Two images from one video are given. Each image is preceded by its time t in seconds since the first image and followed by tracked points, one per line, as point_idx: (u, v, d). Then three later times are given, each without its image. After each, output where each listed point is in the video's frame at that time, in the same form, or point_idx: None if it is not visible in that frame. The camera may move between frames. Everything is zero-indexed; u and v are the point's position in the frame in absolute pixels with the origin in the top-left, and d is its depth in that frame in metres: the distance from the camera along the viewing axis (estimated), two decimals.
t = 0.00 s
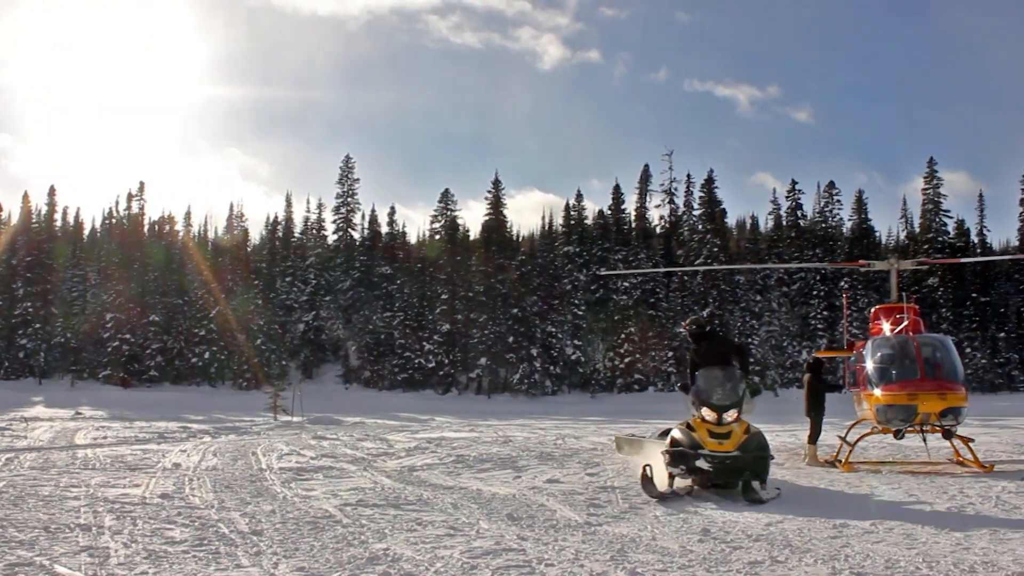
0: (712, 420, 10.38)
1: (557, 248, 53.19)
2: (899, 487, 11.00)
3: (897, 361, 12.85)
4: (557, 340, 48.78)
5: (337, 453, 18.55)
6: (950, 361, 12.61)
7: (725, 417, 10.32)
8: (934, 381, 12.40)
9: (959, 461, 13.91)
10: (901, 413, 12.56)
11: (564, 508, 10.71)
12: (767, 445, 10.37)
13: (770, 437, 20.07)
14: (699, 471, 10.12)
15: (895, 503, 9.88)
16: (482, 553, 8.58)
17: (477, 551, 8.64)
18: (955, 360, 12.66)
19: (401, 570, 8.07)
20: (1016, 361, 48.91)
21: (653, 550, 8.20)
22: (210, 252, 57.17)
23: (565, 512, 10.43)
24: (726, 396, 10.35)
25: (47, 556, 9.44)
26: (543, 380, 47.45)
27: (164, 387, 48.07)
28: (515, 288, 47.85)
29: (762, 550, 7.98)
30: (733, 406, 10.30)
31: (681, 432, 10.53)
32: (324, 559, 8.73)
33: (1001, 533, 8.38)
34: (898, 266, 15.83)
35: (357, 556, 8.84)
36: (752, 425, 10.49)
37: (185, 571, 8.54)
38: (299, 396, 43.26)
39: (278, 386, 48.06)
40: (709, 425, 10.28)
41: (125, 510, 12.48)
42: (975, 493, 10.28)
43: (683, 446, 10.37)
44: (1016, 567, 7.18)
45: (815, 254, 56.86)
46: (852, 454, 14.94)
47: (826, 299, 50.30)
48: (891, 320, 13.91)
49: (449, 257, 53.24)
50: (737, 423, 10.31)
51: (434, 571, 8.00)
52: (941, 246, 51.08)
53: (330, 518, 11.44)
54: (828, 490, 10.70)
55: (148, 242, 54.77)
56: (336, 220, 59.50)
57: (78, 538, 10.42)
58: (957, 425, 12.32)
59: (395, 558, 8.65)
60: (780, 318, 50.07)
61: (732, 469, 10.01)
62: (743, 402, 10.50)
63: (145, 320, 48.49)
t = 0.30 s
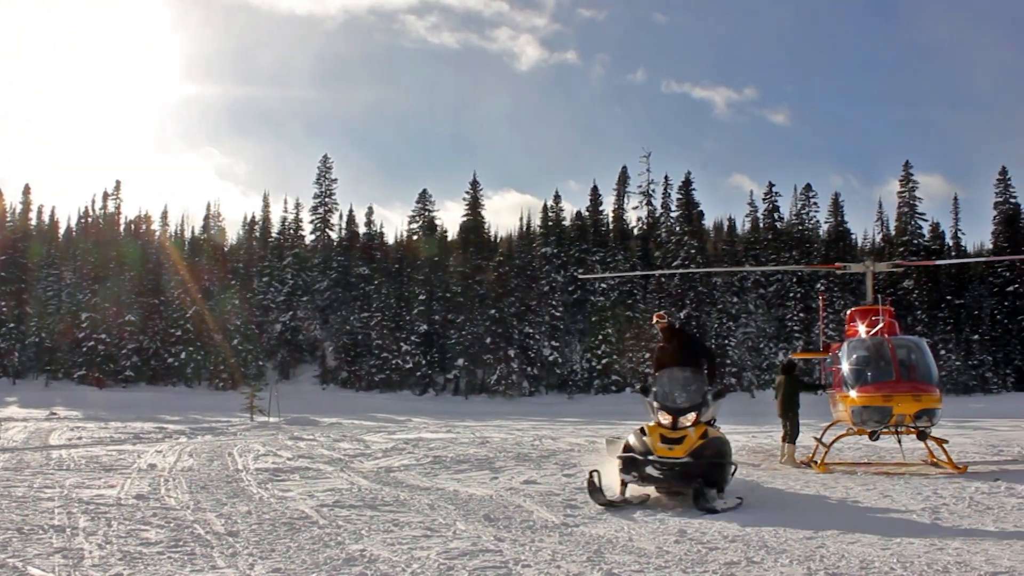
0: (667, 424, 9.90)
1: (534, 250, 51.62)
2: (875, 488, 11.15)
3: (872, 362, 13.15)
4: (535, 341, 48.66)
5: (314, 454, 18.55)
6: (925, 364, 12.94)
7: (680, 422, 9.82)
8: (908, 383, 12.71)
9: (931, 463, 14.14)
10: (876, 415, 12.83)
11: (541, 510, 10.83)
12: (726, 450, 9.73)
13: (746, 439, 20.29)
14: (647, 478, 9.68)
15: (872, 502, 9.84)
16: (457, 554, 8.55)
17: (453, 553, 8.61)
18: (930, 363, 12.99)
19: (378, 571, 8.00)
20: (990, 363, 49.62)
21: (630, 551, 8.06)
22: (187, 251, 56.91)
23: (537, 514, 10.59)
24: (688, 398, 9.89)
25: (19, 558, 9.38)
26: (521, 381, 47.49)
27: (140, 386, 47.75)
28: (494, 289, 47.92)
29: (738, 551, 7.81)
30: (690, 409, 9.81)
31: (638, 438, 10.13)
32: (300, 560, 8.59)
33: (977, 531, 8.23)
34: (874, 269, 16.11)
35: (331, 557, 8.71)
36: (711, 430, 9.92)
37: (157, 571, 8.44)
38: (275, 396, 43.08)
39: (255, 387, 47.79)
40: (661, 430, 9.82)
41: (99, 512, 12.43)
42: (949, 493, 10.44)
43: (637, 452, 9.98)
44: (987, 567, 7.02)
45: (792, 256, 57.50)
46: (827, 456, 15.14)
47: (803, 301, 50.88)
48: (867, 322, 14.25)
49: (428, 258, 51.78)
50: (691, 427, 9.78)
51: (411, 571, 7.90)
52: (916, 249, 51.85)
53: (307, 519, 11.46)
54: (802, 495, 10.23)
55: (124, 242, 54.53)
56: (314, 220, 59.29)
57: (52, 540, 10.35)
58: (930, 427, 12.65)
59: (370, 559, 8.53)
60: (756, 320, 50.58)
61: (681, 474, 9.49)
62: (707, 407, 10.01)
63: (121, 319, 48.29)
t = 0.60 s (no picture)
0: (617, 426, 9.51)
1: (516, 249, 52.70)
2: (854, 489, 11.43)
3: (851, 364, 13.39)
4: (517, 341, 48.90)
5: (295, 454, 18.58)
6: (903, 365, 13.18)
7: (629, 424, 9.42)
8: (887, 385, 12.92)
9: (909, 464, 14.48)
10: (855, 416, 13.08)
11: (521, 510, 10.96)
12: (678, 454, 9.28)
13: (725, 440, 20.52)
14: (590, 483, 9.28)
15: (852, 502, 10.00)
16: (439, 554, 8.61)
17: (434, 554, 8.66)
18: (908, 364, 13.24)
19: (357, 573, 7.99)
20: (967, 364, 50.30)
21: (609, 552, 8.15)
22: (165, 251, 56.54)
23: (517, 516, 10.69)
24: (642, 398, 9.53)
25: None
26: (501, 382, 47.49)
27: (120, 387, 47.46)
28: (475, 290, 47.98)
29: (717, 551, 7.84)
30: (641, 410, 9.43)
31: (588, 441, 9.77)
32: (279, 561, 8.59)
33: (955, 532, 8.34)
34: (853, 271, 16.43)
35: (313, 558, 8.71)
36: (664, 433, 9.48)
37: (136, 569, 8.44)
38: (254, 396, 42.96)
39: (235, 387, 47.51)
40: (608, 432, 9.44)
41: (78, 513, 12.41)
42: (927, 493, 10.74)
43: (586, 456, 9.61)
44: (965, 566, 7.06)
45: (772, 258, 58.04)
46: (807, 456, 15.44)
47: (783, 302, 51.33)
48: (847, 324, 14.53)
49: (408, 259, 53.53)
50: (641, 430, 9.36)
51: (390, 573, 7.91)
52: (895, 252, 52.56)
53: (287, 520, 11.51)
54: (782, 498, 10.21)
55: (102, 241, 54.10)
56: (295, 220, 59.07)
57: (29, 542, 10.30)
58: (908, 427, 12.90)
59: (351, 560, 8.55)
60: (737, 321, 51.00)
61: (623, 479, 9.06)
62: (662, 408, 9.66)
63: (101, 319, 48.01)
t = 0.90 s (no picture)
0: (552, 426, 9.01)
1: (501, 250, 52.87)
2: (836, 490, 11.57)
3: (834, 365, 13.59)
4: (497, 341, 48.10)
5: (278, 455, 18.58)
6: (886, 366, 13.38)
7: (564, 424, 8.89)
8: (870, 386, 13.12)
9: (893, 464, 14.73)
10: (838, 417, 13.27)
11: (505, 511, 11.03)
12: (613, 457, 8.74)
13: (709, 441, 20.71)
14: (519, 485, 8.81)
15: (835, 504, 10.13)
16: (422, 555, 8.55)
17: (418, 554, 8.61)
18: (891, 365, 13.44)
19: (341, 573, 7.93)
20: (949, 366, 50.80)
21: (593, 552, 7.82)
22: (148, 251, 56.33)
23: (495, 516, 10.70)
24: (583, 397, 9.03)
25: None
26: (485, 383, 47.44)
27: (102, 387, 47.16)
28: (460, 291, 48.05)
29: (701, 551, 7.74)
30: (577, 409, 8.90)
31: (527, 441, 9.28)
32: (262, 561, 8.52)
33: (936, 532, 8.47)
34: (836, 273, 16.63)
35: (296, 559, 8.65)
36: (603, 435, 8.93)
37: (117, 568, 8.37)
38: (237, 396, 42.81)
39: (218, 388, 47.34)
40: (542, 432, 8.94)
41: (59, 514, 12.36)
42: (909, 494, 10.93)
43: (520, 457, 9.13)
44: (946, 567, 7.04)
45: (755, 259, 58.44)
46: (789, 457, 15.61)
47: (766, 304, 52.03)
48: (830, 325, 14.73)
49: (392, 259, 53.74)
50: (576, 430, 8.82)
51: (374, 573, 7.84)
52: (878, 253, 53.10)
53: (271, 521, 11.52)
54: (768, 499, 10.28)
55: (84, 241, 53.83)
56: (279, 220, 58.90)
57: (11, 543, 10.23)
58: (890, 428, 13.13)
59: (334, 561, 8.49)
60: (720, 322, 51.30)
61: (546, 481, 8.57)
62: (606, 408, 9.10)
63: (84, 319, 47.70)
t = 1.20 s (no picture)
0: (479, 425, 8.30)
1: (488, 250, 53.20)
2: (821, 491, 11.69)
3: (820, 366, 13.78)
4: (484, 342, 47.83)
5: (264, 456, 18.58)
6: (871, 367, 13.59)
7: (489, 422, 8.18)
8: (855, 387, 13.32)
9: (878, 465, 14.94)
10: (823, 417, 13.46)
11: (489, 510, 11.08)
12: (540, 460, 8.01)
13: (694, 442, 20.86)
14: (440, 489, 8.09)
15: (820, 504, 10.22)
16: (407, 555, 8.54)
17: (404, 554, 8.57)
18: (876, 366, 13.64)
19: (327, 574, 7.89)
20: (934, 366, 51.24)
21: (579, 553, 7.66)
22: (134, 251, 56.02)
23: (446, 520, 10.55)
24: (514, 392, 8.32)
25: None
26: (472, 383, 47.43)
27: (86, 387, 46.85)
28: (446, 291, 48.08)
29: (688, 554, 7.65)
30: (506, 406, 8.21)
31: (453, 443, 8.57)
32: (248, 562, 8.48)
33: (920, 533, 8.59)
34: (821, 274, 16.86)
35: (282, 559, 8.63)
36: (533, 434, 8.24)
37: (102, 568, 8.32)
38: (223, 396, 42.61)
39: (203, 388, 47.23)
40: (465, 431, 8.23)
41: (43, 514, 12.34)
42: (892, 496, 11.06)
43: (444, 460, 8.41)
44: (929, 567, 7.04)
45: (742, 260, 58.77)
46: (774, 457, 15.76)
47: (752, 305, 52.37)
48: (816, 326, 14.94)
49: (379, 260, 53.66)
50: (503, 428, 8.11)
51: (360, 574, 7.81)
52: (864, 255, 53.58)
53: (257, 522, 11.54)
54: (754, 500, 10.40)
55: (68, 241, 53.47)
56: (266, 220, 58.71)
57: None
58: (876, 429, 13.31)
59: (320, 561, 8.47)
60: (706, 323, 51.59)
61: (465, 483, 7.84)
62: (538, 406, 8.39)
63: (69, 319, 47.40)
